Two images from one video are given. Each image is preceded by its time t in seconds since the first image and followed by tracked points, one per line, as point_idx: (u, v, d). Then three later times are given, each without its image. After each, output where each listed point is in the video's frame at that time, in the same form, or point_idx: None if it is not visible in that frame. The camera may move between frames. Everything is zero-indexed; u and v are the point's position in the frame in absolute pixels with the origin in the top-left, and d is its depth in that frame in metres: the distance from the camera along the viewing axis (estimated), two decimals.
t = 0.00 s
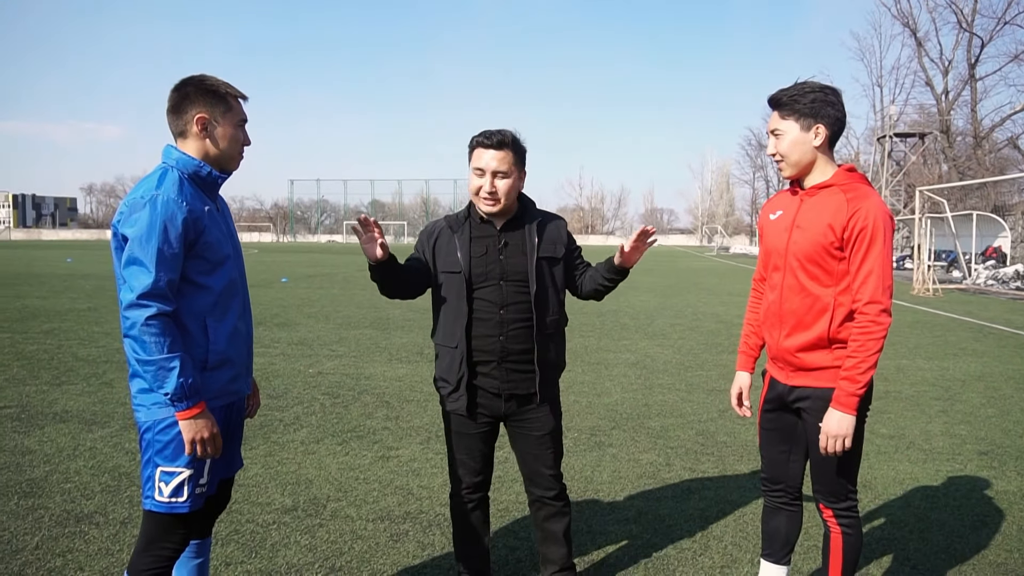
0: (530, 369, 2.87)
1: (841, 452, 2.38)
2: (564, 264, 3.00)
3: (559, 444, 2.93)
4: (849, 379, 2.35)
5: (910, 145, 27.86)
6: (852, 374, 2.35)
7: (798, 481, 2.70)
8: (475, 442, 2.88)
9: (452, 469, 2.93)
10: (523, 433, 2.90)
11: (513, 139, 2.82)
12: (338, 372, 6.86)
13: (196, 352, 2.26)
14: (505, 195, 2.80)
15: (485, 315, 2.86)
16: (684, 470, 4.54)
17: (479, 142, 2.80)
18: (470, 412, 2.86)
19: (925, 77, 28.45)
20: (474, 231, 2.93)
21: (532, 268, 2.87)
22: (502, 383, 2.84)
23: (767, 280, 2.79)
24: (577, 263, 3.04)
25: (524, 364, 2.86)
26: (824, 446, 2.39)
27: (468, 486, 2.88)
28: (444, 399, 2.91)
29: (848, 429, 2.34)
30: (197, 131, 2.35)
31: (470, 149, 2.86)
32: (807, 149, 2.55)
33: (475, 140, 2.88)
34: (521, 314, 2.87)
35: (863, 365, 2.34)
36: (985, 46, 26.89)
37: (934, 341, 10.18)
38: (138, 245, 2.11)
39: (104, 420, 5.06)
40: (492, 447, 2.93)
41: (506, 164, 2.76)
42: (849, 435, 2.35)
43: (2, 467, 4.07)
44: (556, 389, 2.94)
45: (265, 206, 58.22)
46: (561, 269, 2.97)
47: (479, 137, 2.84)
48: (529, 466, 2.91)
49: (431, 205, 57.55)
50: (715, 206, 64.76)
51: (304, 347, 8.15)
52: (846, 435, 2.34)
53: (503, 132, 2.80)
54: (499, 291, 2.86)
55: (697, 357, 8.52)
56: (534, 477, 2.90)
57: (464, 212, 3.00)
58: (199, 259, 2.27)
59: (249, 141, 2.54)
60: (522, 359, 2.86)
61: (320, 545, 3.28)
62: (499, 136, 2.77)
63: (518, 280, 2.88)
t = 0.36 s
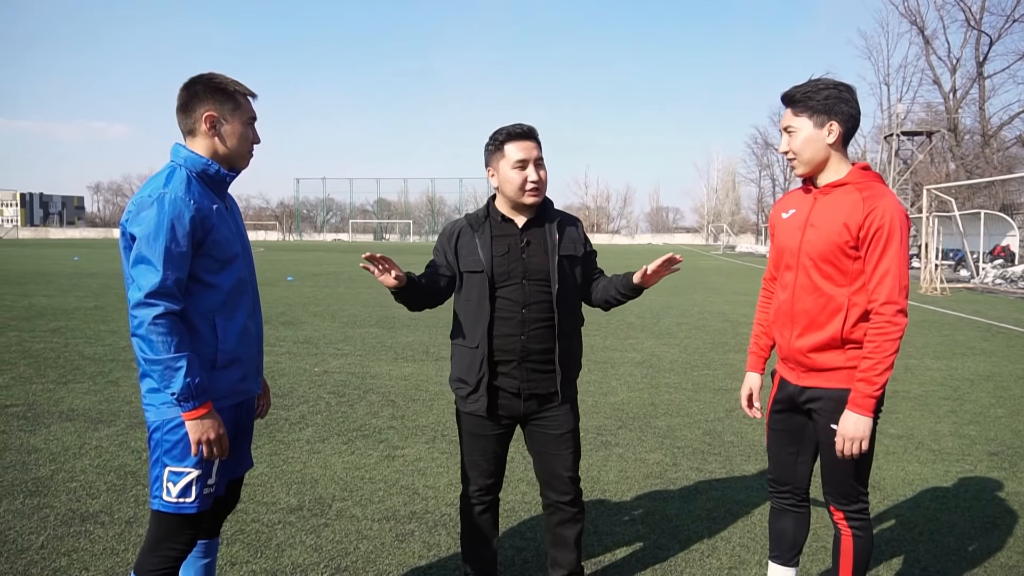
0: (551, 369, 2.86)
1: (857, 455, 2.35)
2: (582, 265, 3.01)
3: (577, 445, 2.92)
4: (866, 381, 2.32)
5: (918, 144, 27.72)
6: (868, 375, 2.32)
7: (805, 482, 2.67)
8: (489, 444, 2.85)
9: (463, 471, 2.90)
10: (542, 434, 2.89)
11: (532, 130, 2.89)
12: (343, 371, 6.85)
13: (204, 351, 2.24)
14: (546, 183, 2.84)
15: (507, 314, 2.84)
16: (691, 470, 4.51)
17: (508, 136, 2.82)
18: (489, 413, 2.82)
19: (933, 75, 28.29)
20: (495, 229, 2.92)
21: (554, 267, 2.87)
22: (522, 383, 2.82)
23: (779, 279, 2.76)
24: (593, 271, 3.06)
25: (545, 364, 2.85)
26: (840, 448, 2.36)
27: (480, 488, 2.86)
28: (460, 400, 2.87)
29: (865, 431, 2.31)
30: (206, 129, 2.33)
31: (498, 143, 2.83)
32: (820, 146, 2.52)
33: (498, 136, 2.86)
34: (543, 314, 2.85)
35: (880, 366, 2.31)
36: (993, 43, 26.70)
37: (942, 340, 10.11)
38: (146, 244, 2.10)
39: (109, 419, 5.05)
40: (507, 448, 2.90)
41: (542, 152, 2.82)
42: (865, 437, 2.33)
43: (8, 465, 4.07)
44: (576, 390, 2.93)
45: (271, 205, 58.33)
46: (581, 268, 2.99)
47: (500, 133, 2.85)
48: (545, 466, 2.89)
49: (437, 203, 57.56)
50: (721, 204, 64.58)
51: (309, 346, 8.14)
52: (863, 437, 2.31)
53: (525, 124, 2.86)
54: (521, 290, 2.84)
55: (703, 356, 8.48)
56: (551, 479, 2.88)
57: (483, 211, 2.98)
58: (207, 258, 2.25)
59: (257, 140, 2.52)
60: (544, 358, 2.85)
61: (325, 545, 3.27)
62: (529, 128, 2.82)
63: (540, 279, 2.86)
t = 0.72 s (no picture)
0: (578, 372, 2.83)
1: (872, 461, 2.31)
2: (607, 264, 2.97)
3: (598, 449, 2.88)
4: (882, 387, 2.28)
5: (923, 144, 27.60)
6: (884, 381, 2.27)
7: (816, 488, 2.63)
8: (509, 450, 2.80)
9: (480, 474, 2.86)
10: (564, 438, 2.85)
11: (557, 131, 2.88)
12: (346, 371, 6.81)
13: (208, 354, 2.20)
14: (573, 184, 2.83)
15: (532, 315, 2.80)
16: (697, 472, 4.46)
17: (540, 133, 2.80)
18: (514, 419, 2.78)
19: (938, 74, 28.16)
20: (518, 230, 2.88)
21: (579, 267, 2.84)
22: (550, 386, 2.78)
23: (792, 281, 2.72)
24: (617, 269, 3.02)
25: (572, 367, 2.81)
26: (854, 454, 2.32)
27: (496, 496, 2.82)
28: (485, 404, 2.83)
29: (881, 437, 2.27)
30: (208, 128, 2.30)
31: (529, 142, 2.80)
32: (836, 145, 2.48)
33: (528, 135, 2.82)
34: (569, 315, 2.82)
35: (897, 371, 2.26)
36: (999, 42, 26.57)
37: (949, 340, 10.04)
38: (149, 244, 2.06)
39: (111, 420, 5.03)
40: (528, 453, 2.86)
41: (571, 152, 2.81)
42: (880, 443, 2.28)
43: (8, 467, 4.05)
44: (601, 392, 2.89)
45: (274, 204, 58.39)
46: (605, 269, 2.95)
47: (529, 133, 2.82)
48: (563, 470, 2.86)
49: (440, 203, 57.56)
50: (725, 204, 64.46)
51: (312, 346, 8.11)
52: (878, 443, 2.27)
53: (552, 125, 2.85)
54: (546, 291, 2.80)
55: (708, 357, 8.43)
56: (566, 481, 2.85)
57: (506, 211, 2.95)
58: (210, 259, 2.21)
59: (261, 139, 2.48)
60: (571, 360, 2.81)
61: (328, 549, 3.23)
62: (559, 127, 2.80)
63: (566, 280, 2.83)
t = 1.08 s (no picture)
0: (593, 379, 2.79)
1: (888, 471, 2.27)
2: (631, 274, 2.92)
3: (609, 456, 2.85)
4: (896, 395, 2.23)
5: (927, 144, 27.51)
6: (899, 389, 2.23)
7: (829, 495, 2.59)
8: (523, 451, 2.75)
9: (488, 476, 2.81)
10: (576, 443, 2.81)
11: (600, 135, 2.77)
12: (349, 373, 6.78)
13: (208, 359, 2.16)
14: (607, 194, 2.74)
15: (552, 320, 2.76)
16: (703, 476, 4.41)
17: (575, 139, 2.72)
18: (524, 420, 2.74)
19: (943, 74, 28.05)
20: (546, 231, 2.83)
21: (604, 275, 2.79)
22: (564, 390, 2.74)
23: (806, 284, 2.68)
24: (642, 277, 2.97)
25: (587, 373, 2.78)
26: (870, 464, 2.27)
27: (505, 501, 2.75)
28: (497, 402, 2.80)
29: (897, 447, 2.22)
30: (206, 129, 2.26)
31: (563, 147, 2.73)
32: (848, 147, 2.43)
33: (564, 138, 2.75)
34: (589, 322, 2.78)
35: (912, 379, 2.21)
36: (1004, 42, 26.44)
37: (955, 342, 9.96)
38: (147, 248, 2.02)
39: (111, 422, 5.00)
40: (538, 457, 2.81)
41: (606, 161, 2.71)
42: (896, 453, 2.24)
43: (8, 470, 4.01)
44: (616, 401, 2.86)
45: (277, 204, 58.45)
46: (630, 278, 2.90)
47: (566, 136, 2.75)
48: (575, 476, 2.81)
49: (443, 203, 57.54)
50: (728, 204, 64.32)
51: (314, 347, 8.07)
52: (894, 453, 2.22)
53: (593, 129, 2.75)
54: (568, 296, 2.76)
55: (712, 358, 8.37)
56: (577, 485, 2.81)
57: (534, 210, 2.90)
58: (209, 262, 2.17)
59: (260, 139, 2.44)
60: (587, 367, 2.78)
61: (329, 554, 3.19)
62: (597, 133, 2.71)
63: (588, 287, 2.79)
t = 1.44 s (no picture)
0: (584, 381, 2.75)
1: (890, 480, 2.24)
2: (625, 278, 2.87)
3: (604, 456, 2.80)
4: (899, 405, 2.20)
5: (931, 143, 27.43)
6: (902, 399, 2.20)
7: (831, 493, 2.56)
8: (512, 455, 2.73)
9: (480, 481, 2.79)
10: (569, 445, 2.77)
11: (604, 147, 2.66)
12: (351, 373, 6.75)
13: (205, 362, 2.13)
14: (591, 208, 2.67)
15: (543, 321, 2.72)
16: (707, 478, 4.37)
17: (569, 148, 2.63)
18: (515, 422, 2.72)
19: (947, 73, 27.95)
20: (540, 231, 2.78)
21: (598, 278, 2.74)
22: (554, 393, 2.71)
23: (823, 285, 2.65)
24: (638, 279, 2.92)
25: (578, 375, 2.74)
26: (871, 472, 2.25)
27: (496, 503, 2.74)
28: (487, 402, 2.77)
29: (899, 456, 2.19)
30: (202, 127, 2.23)
31: (558, 152, 2.67)
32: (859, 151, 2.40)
33: (566, 140, 2.67)
34: (580, 325, 2.74)
35: (915, 390, 2.18)
36: (1008, 41, 26.35)
37: (960, 343, 9.90)
38: (142, 248, 1.99)
39: (113, 422, 4.98)
40: (531, 459, 2.78)
41: (597, 177, 2.62)
42: (898, 462, 2.21)
43: (8, 471, 3.99)
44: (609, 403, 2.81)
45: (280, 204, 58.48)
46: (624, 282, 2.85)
47: (567, 141, 2.66)
48: (569, 478, 2.78)
49: (445, 203, 57.52)
50: (731, 204, 64.23)
51: (316, 347, 8.05)
52: (896, 462, 2.20)
53: (596, 140, 2.63)
54: (559, 298, 2.73)
55: (715, 359, 8.33)
56: (572, 489, 2.77)
57: (529, 209, 2.85)
58: (206, 262, 2.14)
59: (258, 136, 2.41)
60: (577, 369, 2.73)
61: (330, 557, 3.16)
62: (596, 147, 2.59)
63: (580, 289, 2.74)
